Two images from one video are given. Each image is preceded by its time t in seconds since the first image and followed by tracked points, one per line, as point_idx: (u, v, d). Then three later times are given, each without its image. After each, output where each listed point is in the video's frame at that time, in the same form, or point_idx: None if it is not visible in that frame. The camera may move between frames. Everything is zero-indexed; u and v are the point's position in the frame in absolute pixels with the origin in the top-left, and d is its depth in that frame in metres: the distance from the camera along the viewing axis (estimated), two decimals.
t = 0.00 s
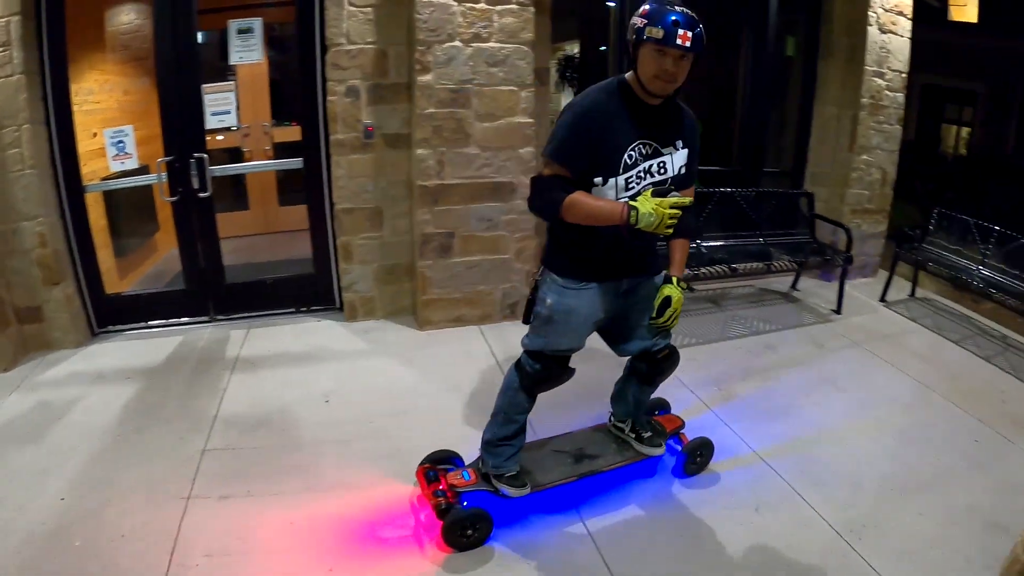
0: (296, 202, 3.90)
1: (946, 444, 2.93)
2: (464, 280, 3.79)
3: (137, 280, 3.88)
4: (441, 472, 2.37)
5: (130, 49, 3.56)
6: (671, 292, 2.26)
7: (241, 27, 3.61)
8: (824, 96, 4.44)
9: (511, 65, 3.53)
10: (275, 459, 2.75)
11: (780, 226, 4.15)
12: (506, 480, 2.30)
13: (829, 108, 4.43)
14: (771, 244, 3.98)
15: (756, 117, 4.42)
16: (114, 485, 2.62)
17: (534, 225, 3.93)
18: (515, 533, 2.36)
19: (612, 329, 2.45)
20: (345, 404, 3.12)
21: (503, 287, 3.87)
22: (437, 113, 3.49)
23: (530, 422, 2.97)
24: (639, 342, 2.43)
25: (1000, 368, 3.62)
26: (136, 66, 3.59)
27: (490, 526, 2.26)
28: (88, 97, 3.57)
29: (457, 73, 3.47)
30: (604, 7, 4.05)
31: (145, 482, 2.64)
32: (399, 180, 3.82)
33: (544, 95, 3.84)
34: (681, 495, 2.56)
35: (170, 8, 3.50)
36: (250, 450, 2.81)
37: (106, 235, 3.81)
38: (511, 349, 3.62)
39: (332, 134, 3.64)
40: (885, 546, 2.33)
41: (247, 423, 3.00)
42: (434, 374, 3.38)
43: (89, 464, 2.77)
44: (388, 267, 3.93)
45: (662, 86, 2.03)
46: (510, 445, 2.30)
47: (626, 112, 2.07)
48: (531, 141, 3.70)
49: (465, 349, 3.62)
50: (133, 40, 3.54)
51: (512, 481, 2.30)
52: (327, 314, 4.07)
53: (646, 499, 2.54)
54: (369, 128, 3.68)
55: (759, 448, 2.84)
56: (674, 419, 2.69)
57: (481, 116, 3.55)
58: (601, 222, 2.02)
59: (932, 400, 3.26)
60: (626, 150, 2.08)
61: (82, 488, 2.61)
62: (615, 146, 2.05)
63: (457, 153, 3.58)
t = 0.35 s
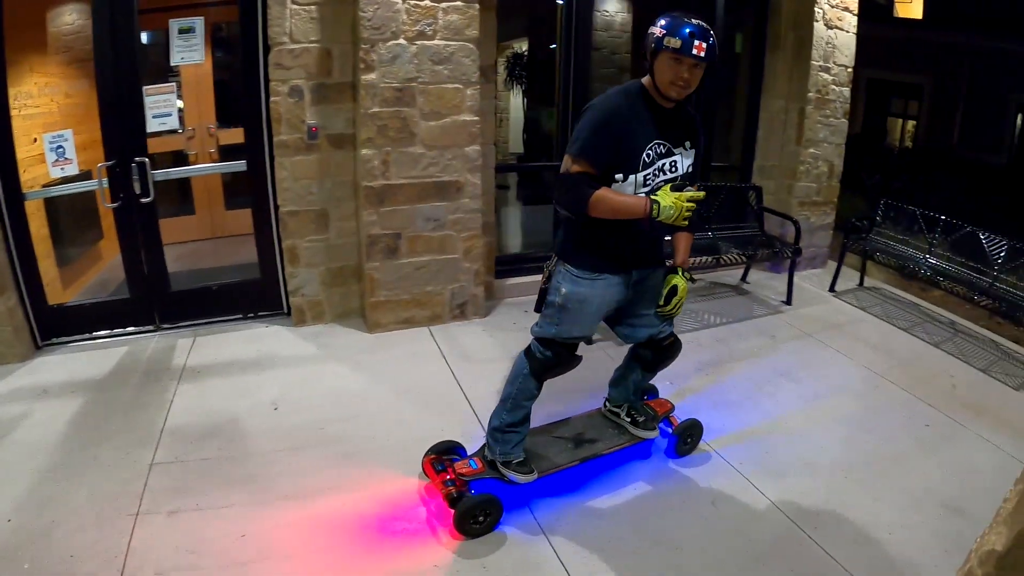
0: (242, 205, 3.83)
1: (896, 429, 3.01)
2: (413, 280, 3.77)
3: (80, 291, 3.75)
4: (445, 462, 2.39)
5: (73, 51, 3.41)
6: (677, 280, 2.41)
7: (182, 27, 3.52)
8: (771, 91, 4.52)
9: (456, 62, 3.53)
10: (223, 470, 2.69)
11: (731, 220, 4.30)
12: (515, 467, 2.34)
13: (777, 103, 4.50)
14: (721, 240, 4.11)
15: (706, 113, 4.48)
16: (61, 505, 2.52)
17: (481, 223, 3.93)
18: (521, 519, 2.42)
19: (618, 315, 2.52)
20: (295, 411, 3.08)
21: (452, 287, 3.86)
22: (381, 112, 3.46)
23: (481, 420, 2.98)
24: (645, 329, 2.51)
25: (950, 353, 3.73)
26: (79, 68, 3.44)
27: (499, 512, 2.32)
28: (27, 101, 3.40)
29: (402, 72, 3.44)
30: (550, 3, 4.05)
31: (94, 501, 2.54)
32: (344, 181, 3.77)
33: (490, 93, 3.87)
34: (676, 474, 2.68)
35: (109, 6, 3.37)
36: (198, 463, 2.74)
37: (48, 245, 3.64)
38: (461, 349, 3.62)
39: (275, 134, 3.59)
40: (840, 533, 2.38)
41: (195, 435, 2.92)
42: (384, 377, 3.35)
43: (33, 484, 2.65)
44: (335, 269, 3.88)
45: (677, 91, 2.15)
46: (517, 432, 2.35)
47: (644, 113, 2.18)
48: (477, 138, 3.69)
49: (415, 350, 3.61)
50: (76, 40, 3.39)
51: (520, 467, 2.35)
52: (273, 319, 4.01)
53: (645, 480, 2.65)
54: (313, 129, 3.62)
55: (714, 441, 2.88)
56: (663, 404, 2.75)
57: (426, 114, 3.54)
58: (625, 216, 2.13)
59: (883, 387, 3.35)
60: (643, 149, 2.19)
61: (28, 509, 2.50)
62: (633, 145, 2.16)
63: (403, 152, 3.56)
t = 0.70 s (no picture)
0: (217, 210, 3.80)
1: (875, 420, 3.05)
2: (390, 283, 3.75)
3: (56, 300, 3.68)
4: (433, 463, 2.39)
5: (47, 58, 3.36)
6: (662, 278, 2.49)
7: (153, 31, 3.49)
8: (747, 87, 4.55)
9: (430, 63, 3.52)
10: (200, 480, 2.66)
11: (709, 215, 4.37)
12: (502, 467, 2.34)
13: (753, 98, 4.53)
14: (700, 236, 4.12)
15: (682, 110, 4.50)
16: (32, 520, 2.47)
17: (458, 224, 3.93)
18: (510, 518, 2.42)
19: (603, 313, 2.52)
20: (272, 417, 3.06)
21: (430, 289, 3.86)
22: (356, 114, 3.44)
23: (461, 421, 2.98)
24: (632, 326, 2.51)
25: (928, 344, 3.78)
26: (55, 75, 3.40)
27: (488, 512, 2.32)
28: None
29: (375, 73, 3.43)
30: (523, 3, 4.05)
31: (68, 514, 2.50)
32: (319, 185, 3.75)
33: (465, 93, 3.86)
34: (664, 470, 2.69)
35: (78, 11, 3.33)
36: (175, 473, 2.71)
37: (21, 254, 3.60)
38: (439, 351, 3.62)
39: (249, 138, 3.56)
40: (822, 527, 2.39)
41: (171, 444, 2.89)
42: (363, 381, 3.34)
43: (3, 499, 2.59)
44: (311, 273, 3.86)
45: (663, 96, 2.16)
46: (504, 431, 2.35)
47: (631, 113, 2.18)
48: (452, 139, 3.69)
49: (394, 354, 3.59)
50: (51, 47, 3.35)
51: (507, 467, 2.35)
52: (250, 324, 3.98)
53: (633, 476, 2.65)
54: (287, 132, 3.60)
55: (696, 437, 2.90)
56: (650, 400, 2.77)
57: (400, 116, 3.53)
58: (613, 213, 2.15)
59: (861, 379, 3.38)
60: (629, 148, 2.20)
61: (4, 523, 2.46)
62: (619, 145, 2.17)
63: (378, 154, 3.55)
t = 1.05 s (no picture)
0: (228, 208, 3.81)
1: (884, 423, 3.03)
2: (400, 282, 3.76)
3: (67, 296, 3.71)
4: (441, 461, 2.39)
5: (59, 57, 3.38)
6: (663, 276, 2.43)
7: (165, 29, 3.50)
8: (757, 89, 4.54)
9: (441, 63, 3.53)
10: (210, 476, 2.67)
11: (720, 217, 4.34)
12: (509, 466, 2.35)
13: (763, 100, 4.52)
14: (710, 238, 4.13)
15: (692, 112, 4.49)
16: (43, 514, 2.49)
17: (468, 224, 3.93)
18: (517, 518, 2.42)
19: (606, 311, 2.50)
20: (282, 414, 3.07)
21: (440, 288, 3.87)
22: (367, 113, 3.45)
23: (469, 420, 2.99)
24: (632, 323, 2.48)
25: (938, 348, 3.76)
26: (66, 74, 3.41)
27: (496, 511, 2.32)
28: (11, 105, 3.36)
29: (387, 72, 3.44)
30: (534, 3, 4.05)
31: (78, 509, 2.51)
32: (330, 183, 3.76)
33: (475, 93, 3.87)
34: (671, 471, 2.69)
35: (91, 9, 3.34)
36: (184, 469, 2.72)
37: (32, 251, 3.61)
38: (449, 350, 3.62)
39: (261, 137, 3.57)
40: (830, 529, 2.39)
41: (181, 441, 2.90)
42: (373, 379, 3.34)
43: (14, 494, 2.61)
44: (321, 272, 3.87)
45: (660, 108, 2.18)
46: (510, 431, 2.35)
47: (627, 114, 2.17)
48: (463, 139, 3.69)
49: (403, 353, 3.60)
50: (62, 46, 3.37)
51: (514, 467, 2.35)
52: (260, 322, 4.00)
53: (640, 477, 2.65)
54: (298, 131, 3.61)
55: (704, 438, 2.90)
56: (657, 401, 2.76)
57: (412, 115, 3.53)
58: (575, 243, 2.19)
59: (870, 382, 3.37)
60: (626, 150, 2.19)
61: (16, 517, 2.48)
62: (615, 147, 2.16)
63: (389, 153, 3.55)
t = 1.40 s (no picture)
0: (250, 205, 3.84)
1: (903, 431, 3.01)
2: (420, 281, 3.78)
3: (89, 288, 3.77)
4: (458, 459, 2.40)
5: (82, 53, 3.43)
6: (678, 281, 2.38)
7: (191, 28, 3.54)
8: (777, 93, 4.52)
9: (463, 64, 3.54)
10: (230, 469, 2.69)
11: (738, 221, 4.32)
12: (526, 465, 2.35)
13: (783, 105, 4.50)
14: (728, 242, 4.15)
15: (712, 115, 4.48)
16: (66, 502, 2.53)
17: (488, 225, 3.94)
18: (533, 517, 2.43)
19: (619, 312, 2.51)
20: (301, 410, 3.09)
21: (459, 288, 3.88)
22: (389, 113, 3.47)
23: (488, 420, 2.99)
24: (644, 325, 2.47)
25: (957, 355, 3.72)
26: (89, 70, 3.46)
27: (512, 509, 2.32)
28: (35, 101, 3.42)
29: (409, 73, 3.46)
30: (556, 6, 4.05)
31: (101, 498, 2.55)
32: (352, 182, 3.78)
33: (497, 94, 3.88)
34: (688, 474, 2.68)
35: (118, 7, 3.39)
36: (205, 462, 2.75)
37: (56, 244, 3.67)
38: (467, 350, 3.63)
39: (284, 135, 3.60)
40: (845, 534, 2.37)
41: (201, 434, 2.93)
42: (391, 377, 3.36)
43: (38, 482, 2.65)
44: (341, 270, 3.90)
45: (672, 113, 2.18)
46: (526, 430, 2.36)
47: (637, 116, 2.17)
48: (485, 140, 3.70)
49: (421, 352, 3.61)
50: (86, 42, 3.41)
51: (531, 465, 2.35)
52: (280, 318, 4.03)
53: (656, 479, 2.65)
54: (321, 130, 3.64)
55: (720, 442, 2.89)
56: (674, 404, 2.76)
57: (434, 116, 3.55)
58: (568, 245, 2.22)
59: (889, 390, 3.34)
60: (635, 152, 2.19)
61: (38, 505, 2.52)
62: (624, 148, 2.17)
63: (411, 153, 3.57)
